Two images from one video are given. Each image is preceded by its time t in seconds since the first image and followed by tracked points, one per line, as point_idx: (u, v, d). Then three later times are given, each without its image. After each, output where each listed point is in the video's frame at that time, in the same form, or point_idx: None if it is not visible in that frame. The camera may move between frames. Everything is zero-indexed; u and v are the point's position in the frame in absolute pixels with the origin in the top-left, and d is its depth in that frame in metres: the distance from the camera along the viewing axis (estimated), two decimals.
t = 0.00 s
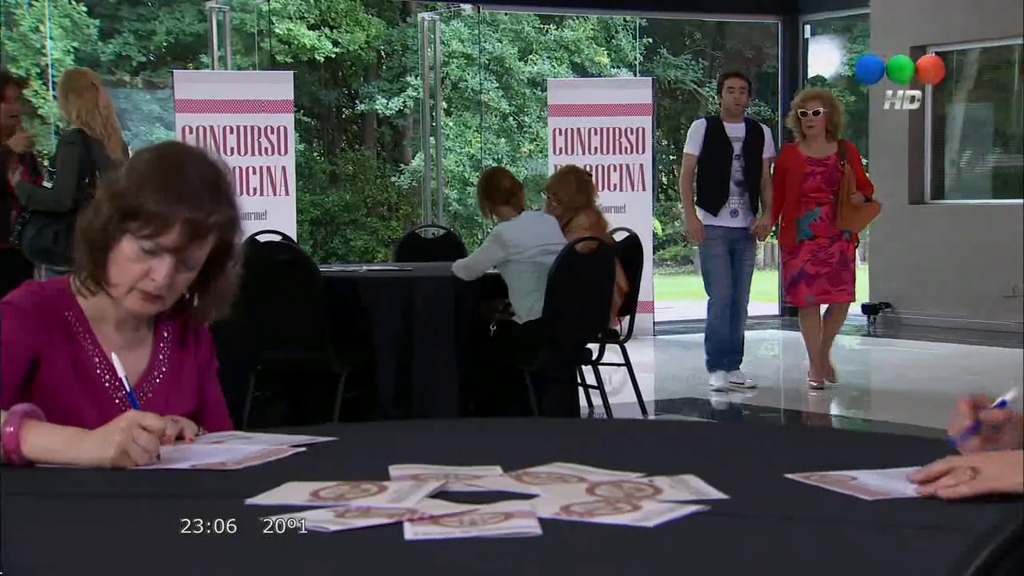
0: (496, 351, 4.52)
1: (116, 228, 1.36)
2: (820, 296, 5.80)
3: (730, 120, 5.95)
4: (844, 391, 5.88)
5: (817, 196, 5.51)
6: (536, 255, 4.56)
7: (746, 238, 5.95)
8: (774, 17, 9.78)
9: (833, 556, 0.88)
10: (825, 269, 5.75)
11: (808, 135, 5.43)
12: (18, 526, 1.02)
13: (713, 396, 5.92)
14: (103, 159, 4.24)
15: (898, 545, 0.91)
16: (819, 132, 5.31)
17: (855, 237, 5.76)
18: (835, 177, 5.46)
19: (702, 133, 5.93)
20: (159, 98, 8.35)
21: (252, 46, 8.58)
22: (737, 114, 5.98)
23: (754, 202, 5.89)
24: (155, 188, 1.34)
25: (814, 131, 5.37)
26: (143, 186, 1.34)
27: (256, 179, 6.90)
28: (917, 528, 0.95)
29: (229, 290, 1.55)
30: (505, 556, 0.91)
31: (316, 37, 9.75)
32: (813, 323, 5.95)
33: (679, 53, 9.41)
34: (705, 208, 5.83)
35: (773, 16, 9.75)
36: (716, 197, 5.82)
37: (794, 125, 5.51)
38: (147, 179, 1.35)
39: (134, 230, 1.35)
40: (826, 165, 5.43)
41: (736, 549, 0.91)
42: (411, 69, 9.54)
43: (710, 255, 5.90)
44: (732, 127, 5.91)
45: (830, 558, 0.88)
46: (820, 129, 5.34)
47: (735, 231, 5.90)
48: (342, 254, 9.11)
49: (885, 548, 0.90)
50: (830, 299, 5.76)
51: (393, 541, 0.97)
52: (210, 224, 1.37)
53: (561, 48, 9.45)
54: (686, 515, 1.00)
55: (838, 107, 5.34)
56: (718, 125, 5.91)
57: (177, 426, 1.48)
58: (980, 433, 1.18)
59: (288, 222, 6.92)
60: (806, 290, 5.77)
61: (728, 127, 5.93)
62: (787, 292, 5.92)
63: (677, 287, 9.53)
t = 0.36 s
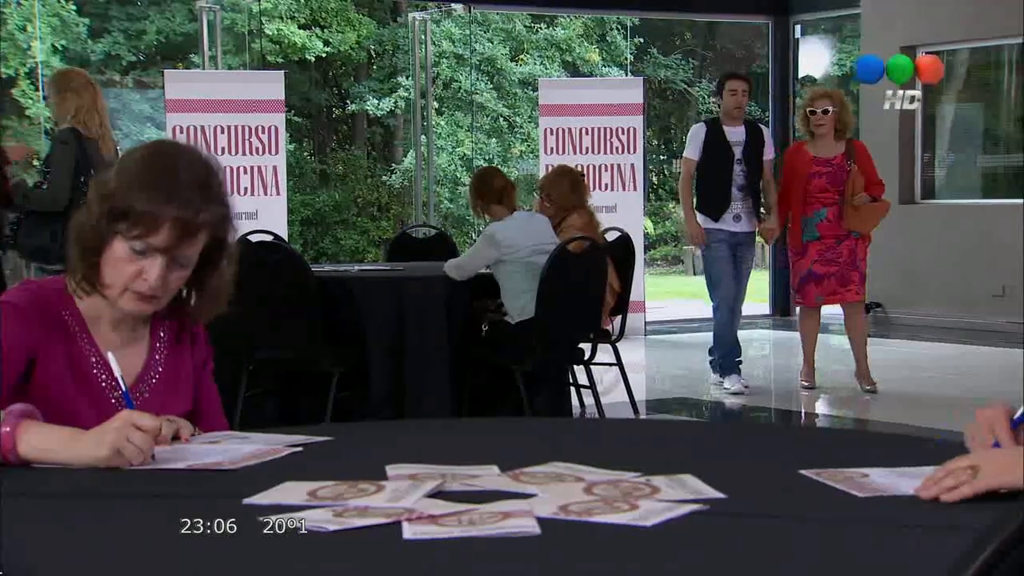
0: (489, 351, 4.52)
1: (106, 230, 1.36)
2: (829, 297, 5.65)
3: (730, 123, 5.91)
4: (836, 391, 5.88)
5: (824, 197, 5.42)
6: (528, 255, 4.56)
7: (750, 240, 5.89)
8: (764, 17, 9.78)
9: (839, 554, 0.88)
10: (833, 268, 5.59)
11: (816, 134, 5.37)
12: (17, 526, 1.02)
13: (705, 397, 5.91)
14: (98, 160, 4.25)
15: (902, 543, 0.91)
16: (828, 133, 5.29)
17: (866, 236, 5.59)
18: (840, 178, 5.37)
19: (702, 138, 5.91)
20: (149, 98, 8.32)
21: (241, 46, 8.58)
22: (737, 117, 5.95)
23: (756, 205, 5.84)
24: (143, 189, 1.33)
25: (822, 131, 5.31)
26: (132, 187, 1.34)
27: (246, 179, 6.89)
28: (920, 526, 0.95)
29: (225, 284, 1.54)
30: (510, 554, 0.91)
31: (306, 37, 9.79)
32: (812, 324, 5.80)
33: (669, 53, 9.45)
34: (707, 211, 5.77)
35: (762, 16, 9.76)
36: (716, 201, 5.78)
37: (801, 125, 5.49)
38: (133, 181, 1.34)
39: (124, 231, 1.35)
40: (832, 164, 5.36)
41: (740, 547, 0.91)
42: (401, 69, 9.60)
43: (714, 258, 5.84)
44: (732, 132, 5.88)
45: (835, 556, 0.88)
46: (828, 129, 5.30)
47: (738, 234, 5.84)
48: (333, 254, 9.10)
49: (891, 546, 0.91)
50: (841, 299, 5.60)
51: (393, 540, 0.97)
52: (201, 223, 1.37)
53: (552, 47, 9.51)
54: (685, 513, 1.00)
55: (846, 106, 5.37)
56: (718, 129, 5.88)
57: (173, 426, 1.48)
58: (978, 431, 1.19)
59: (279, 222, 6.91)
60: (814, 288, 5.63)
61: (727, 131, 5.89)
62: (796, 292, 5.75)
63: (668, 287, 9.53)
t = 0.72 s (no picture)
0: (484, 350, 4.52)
1: (97, 231, 1.36)
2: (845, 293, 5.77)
3: (730, 122, 5.88)
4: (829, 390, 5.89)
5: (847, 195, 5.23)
6: (522, 255, 4.56)
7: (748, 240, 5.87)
8: (757, 17, 9.78)
9: (844, 554, 0.89)
10: (850, 268, 5.68)
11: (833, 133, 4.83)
12: (18, 526, 1.02)
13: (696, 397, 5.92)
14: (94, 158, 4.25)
15: (907, 543, 0.91)
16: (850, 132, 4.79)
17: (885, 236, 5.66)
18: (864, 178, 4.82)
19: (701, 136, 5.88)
20: (140, 98, 8.32)
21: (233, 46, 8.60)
22: (736, 116, 5.92)
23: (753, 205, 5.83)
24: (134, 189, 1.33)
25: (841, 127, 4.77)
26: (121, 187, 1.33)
27: (239, 178, 6.87)
28: (925, 527, 0.95)
29: (219, 285, 1.54)
30: (512, 555, 0.91)
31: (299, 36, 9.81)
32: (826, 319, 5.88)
33: (662, 53, 9.43)
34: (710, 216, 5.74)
35: (755, 16, 9.75)
36: (714, 202, 5.76)
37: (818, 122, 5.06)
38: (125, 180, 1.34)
39: (114, 232, 1.35)
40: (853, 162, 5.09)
41: (744, 545, 0.91)
42: (394, 69, 9.47)
43: (709, 259, 5.83)
44: (731, 131, 5.85)
45: (841, 556, 0.88)
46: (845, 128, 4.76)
47: (735, 234, 5.83)
48: (325, 254, 9.18)
49: (896, 546, 0.90)
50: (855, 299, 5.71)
51: (393, 540, 0.97)
52: (190, 219, 1.37)
53: (545, 46, 9.50)
54: (685, 513, 1.00)
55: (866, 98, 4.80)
56: (716, 128, 5.86)
57: (171, 426, 1.48)
58: (977, 433, 1.19)
59: (272, 222, 6.91)
60: (830, 286, 5.75)
61: (726, 130, 5.86)
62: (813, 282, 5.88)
63: (661, 287, 9.53)
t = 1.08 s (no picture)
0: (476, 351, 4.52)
1: (80, 235, 1.36)
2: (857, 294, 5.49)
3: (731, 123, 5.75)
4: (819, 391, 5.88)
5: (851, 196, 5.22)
6: (514, 256, 4.56)
7: (753, 237, 5.72)
8: (747, 17, 9.78)
9: (845, 553, 0.89)
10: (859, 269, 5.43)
11: (840, 134, 5.18)
12: (15, 525, 1.02)
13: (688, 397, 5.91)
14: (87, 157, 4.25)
15: (907, 542, 0.91)
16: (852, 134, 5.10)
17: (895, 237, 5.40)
18: (868, 179, 5.17)
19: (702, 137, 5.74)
20: (130, 97, 8.30)
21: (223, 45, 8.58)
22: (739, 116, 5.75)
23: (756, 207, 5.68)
24: (115, 187, 1.33)
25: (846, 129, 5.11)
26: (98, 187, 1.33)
27: (229, 178, 6.86)
28: (925, 526, 0.96)
29: (211, 277, 1.54)
30: (511, 554, 0.92)
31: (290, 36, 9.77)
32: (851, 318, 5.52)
33: (652, 53, 9.46)
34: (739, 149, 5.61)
35: (745, 16, 9.76)
36: (715, 204, 5.62)
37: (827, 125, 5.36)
38: (105, 176, 1.34)
39: (97, 233, 1.35)
40: (859, 163, 5.15)
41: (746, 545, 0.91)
42: (384, 69, 9.55)
43: (710, 262, 5.72)
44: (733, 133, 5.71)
45: (843, 554, 0.88)
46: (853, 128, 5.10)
47: (737, 234, 5.70)
48: (315, 254, 9.12)
49: (898, 545, 0.91)
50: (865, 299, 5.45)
51: (392, 539, 0.97)
52: (170, 211, 1.37)
53: (536, 44, 9.50)
54: (683, 512, 1.01)
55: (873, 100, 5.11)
56: (717, 129, 5.72)
57: (166, 426, 1.48)
58: (974, 438, 1.20)
59: (261, 222, 6.91)
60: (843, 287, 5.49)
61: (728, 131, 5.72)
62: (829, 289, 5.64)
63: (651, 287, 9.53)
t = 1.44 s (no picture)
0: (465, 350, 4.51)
1: (63, 238, 1.36)
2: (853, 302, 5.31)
3: (746, 123, 5.68)
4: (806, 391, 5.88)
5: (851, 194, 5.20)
6: (503, 256, 4.54)
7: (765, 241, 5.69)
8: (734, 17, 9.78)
9: (843, 553, 0.89)
10: (855, 272, 5.29)
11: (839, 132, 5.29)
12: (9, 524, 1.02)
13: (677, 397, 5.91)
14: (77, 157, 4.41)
15: (906, 542, 0.92)
16: (849, 129, 5.21)
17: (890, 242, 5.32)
18: (865, 177, 5.21)
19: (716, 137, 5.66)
20: (116, 96, 8.27)
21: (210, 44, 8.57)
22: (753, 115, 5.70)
23: (772, 208, 5.63)
24: (95, 187, 1.33)
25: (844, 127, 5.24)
26: (79, 190, 1.34)
27: (216, 178, 6.87)
28: (923, 525, 0.96)
29: (197, 273, 1.54)
30: (509, 554, 0.92)
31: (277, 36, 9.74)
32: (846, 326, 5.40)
33: (638, 54, 9.48)
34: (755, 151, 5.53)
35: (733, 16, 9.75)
36: (730, 207, 5.57)
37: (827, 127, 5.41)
38: (86, 178, 1.34)
39: (78, 236, 1.35)
40: (856, 161, 5.22)
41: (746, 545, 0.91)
42: (371, 68, 9.52)
43: (721, 260, 5.66)
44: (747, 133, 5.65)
45: (841, 555, 0.89)
46: (850, 125, 5.24)
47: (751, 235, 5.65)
48: (302, 254, 9.11)
49: (896, 545, 0.91)
50: (861, 305, 5.29)
51: (387, 539, 0.97)
52: (151, 211, 1.36)
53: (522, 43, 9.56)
54: (677, 511, 1.01)
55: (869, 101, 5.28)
56: (731, 129, 5.64)
57: (158, 426, 1.48)
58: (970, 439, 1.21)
59: (249, 222, 6.91)
60: (836, 292, 5.31)
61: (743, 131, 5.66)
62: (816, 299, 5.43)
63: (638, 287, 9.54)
